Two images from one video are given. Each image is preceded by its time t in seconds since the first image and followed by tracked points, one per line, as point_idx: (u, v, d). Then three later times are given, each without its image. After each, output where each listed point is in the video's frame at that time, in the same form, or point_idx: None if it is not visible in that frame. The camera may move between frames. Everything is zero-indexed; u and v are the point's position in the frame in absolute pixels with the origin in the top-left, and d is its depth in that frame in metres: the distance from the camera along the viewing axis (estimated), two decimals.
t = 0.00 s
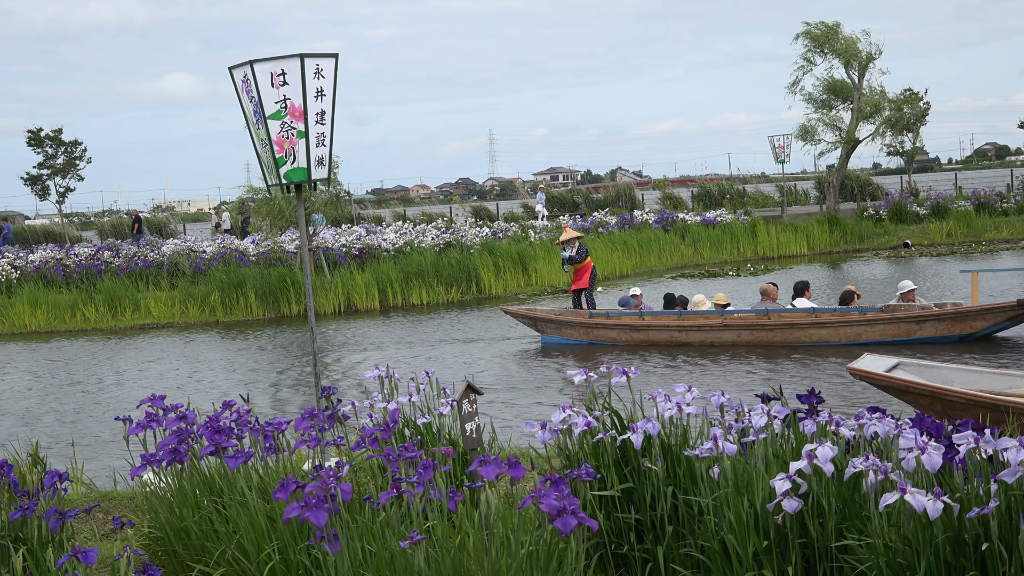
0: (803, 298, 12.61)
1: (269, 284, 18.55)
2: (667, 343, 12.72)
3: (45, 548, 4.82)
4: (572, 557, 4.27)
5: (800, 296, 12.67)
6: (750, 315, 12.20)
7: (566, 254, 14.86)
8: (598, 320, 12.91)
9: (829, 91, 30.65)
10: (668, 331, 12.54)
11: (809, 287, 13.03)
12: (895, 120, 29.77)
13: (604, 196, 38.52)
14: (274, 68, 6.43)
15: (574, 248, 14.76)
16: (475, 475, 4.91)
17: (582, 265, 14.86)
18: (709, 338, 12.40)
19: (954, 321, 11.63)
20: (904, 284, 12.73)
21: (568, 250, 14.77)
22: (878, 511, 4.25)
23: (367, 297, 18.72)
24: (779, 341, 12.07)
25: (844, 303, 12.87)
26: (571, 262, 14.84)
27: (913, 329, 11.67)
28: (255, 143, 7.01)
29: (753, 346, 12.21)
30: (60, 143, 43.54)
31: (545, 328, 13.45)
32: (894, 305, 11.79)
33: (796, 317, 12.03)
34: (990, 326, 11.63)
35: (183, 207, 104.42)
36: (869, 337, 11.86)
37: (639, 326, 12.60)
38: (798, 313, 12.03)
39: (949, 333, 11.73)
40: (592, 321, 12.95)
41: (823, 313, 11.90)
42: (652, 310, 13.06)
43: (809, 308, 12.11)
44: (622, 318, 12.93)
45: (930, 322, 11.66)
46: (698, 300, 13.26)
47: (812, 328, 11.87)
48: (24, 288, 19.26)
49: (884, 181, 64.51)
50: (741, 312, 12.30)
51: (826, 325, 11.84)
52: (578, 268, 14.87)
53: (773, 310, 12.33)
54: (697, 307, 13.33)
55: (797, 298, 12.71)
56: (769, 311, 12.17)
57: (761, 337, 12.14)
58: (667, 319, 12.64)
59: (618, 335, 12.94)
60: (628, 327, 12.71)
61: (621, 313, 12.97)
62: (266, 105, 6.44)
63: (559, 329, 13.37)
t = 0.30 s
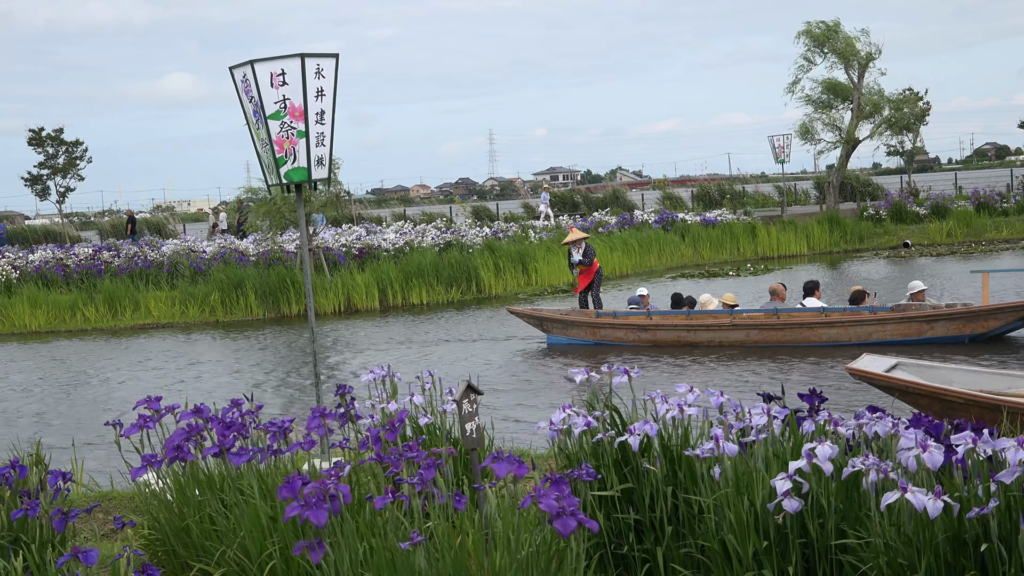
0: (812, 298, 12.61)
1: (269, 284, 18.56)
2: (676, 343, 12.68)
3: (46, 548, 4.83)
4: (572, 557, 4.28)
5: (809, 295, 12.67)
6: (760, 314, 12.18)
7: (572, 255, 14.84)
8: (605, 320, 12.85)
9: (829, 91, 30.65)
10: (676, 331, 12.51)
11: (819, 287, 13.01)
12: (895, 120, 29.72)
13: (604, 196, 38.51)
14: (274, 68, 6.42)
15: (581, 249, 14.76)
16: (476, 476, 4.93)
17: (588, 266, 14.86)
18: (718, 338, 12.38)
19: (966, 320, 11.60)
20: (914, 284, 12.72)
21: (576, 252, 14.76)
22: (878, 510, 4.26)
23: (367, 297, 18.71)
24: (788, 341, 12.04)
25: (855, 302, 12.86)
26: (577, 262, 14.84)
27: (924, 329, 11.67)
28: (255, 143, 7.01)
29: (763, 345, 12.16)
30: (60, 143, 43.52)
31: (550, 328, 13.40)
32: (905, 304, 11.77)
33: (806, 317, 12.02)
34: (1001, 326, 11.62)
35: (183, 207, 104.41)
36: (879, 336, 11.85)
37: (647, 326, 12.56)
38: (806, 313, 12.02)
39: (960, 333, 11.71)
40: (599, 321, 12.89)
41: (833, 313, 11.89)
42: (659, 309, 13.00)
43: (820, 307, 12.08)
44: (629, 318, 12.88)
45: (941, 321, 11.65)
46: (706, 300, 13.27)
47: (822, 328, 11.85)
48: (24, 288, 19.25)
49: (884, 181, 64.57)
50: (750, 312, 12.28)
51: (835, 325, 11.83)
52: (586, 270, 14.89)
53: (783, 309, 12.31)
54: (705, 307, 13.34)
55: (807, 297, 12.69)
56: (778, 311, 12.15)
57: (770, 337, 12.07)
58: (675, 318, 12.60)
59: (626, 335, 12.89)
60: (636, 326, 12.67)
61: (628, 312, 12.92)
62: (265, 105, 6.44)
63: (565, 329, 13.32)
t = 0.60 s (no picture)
0: (822, 297, 12.60)
1: (269, 284, 18.56)
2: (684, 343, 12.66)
3: (45, 548, 4.85)
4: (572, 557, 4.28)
5: (819, 294, 12.67)
6: (770, 314, 12.17)
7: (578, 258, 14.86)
8: (613, 320, 12.81)
9: (829, 91, 30.66)
10: (684, 330, 12.48)
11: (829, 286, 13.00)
12: (895, 120, 29.68)
13: (604, 196, 38.51)
14: (274, 68, 6.42)
15: (586, 251, 14.76)
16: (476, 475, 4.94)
17: (594, 268, 14.86)
18: (727, 337, 12.36)
19: (978, 320, 11.59)
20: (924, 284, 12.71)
21: (583, 254, 14.74)
22: (878, 510, 4.26)
23: (367, 297, 18.71)
24: (798, 341, 12.02)
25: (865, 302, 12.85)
26: (582, 265, 14.85)
27: (936, 328, 11.66)
28: (255, 143, 7.00)
29: (773, 345, 12.13)
30: (60, 143, 43.50)
31: (556, 329, 13.36)
32: (916, 304, 11.75)
33: (816, 316, 12.01)
34: (1013, 326, 11.60)
35: (183, 207, 104.41)
36: (891, 335, 11.80)
37: (655, 326, 12.52)
38: (817, 313, 12.01)
39: (973, 332, 11.69)
40: (606, 321, 12.85)
41: (844, 312, 11.87)
42: (666, 309, 12.96)
43: (830, 306, 12.04)
44: (636, 318, 12.84)
45: (952, 321, 11.64)
46: (714, 300, 13.27)
47: (833, 328, 11.85)
48: (24, 288, 19.25)
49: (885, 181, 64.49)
50: (760, 312, 12.27)
51: (846, 325, 11.83)
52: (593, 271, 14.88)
53: (793, 309, 12.29)
54: (713, 306, 13.33)
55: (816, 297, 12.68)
56: (788, 310, 12.14)
57: (780, 336, 12.06)
58: (683, 318, 12.56)
59: (633, 335, 12.85)
60: (643, 326, 12.64)
61: (635, 313, 12.88)
62: (265, 105, 6.43)
63: (571, 330, 13.28)
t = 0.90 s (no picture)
0: (832, 298, 12.61)
1: (269, 284, 18.56)
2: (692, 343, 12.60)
3: (46, 547, 4.87)
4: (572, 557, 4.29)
5: (830, 295, 12.69)
6: (780, 314, 12.14)
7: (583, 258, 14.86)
8: (619, 320, 12.78)
9: (829, 91, 30.64)
10: (692, 331, 12.43)
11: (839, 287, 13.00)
12: (895, 120, 29.65)
13: (604, 196, 38.52)
14: (274, 68, 6.42)
15: (591, 251, 14.75)
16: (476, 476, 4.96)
17: (599, 268, 14.84)
18: (736, 338, 12.31)
19: (990, 319, 11.54)
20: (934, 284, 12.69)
21: (588, 254, 14.72)
22: (878, 511, 4.26)
23: (367, 297, 18.70)
24: (808, 341, 12.02)
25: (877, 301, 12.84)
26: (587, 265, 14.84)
27: (948, 327, 11.63)
28: (255, 143, 7.00)
29: (783, 345, 12.11)
30: (59, 143, 43.48)
31: (562, 329, 13.33)
32: (928, 303, 11.72)
33: (827, 316, 12.00)
34: None
35: (183, 207, 104.38)
36: (903, 335, 11.76)
37: (662, 326, 12.48)
38: (827, 313, 12.01)
39: (985, 332, 11.65)
40: (613, 321, 12.81)
41: (855, 312, 11.86)
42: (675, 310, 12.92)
43: (842, 306, 12.03)
44: (643, 318, 12.80)
45: (965, 320, 11.60)
46: (723, 300, 13.27)
47: (844, 327, 11.89)
48: (24, 288, 19.26)
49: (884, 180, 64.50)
50: (769, 312, 12.22)
51: (857, 325, 11.84)
52: (598, 271, 14.84)
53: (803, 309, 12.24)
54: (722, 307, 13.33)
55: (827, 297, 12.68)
56: (798, 310, 12.12)
57: (789, 336, 12.04)
58: (691, 318, 12.53)
59: (640, 335, 12.80)
60: (650, 327, 12.60)
61: (643, 313, 12.84)
62: (266, 105, 6.43)
63: (577, 330, 13.24)
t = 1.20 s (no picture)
0: (844, 297, 12.61)
1: (269, 284, 18.57)
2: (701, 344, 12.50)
3: (45, 546, 4.86)
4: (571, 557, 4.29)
5: (841, 294, 12.70)
6: (790, 313, 12.12)
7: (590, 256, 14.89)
8: (626, 320, 12.70)
9: (829, 90, 30.64)
10: (701, 331, 12.32)
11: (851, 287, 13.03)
12: (895, 119, 29.63)
13: (603, 196, 38.51)
14: (274, 67, 6.42)
15: (596, 251, 14.77)
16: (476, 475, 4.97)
17: (605, 268, 14.82)
18: (746, 338, 12.22)
19: (1004, 319, 11.48)
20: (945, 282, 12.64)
21: (593, 253, 14.73)
22: (877, 510, 4.27)
23: (367, 297, 18.69)
24: (820, 340, 11.97)
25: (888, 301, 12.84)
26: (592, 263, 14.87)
27: (962, 327, 11.59)
28: (254, 143, 7.00)
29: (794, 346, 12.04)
30: (57, 143, 43.47)
31: (568, 330, 13.27)
32: (941, 303, 11.71)
33: (838, 316, 12.01)
34: None
35: (182, 206, 104.39)
36: (916, 334, 11.73)
37: (671, 326, 12.36)
38: (840, 313, 12.01)
39: (999, 331, 11.59)
40: (620, 322, 12.72)
41: (867, 312, 11.86)
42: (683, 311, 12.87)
43: (854, 307, 12.07)
44: (651, 318, 12.72)
45: (979, 320, 11.54)
46: (732, 300, 13.28)
47: (856, 328, 11.87)
48: (24, 287, 19.26)
49: (880, 180, 64.47)
50: (780, 312, 12.22)
51: (869, 325, 11.82)
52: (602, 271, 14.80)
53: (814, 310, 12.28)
54: (731, 307, 13.33)
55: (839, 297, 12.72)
56: (809, 310, 12.10)
57: (801, 336, 11.98)
58: (700, 319, 12.47)
59: (648, 336, 12.69)
60: (659, 327, 12.49)
61: (651, 314, 12.77)
62: (265, 105, 6.43)
63: (583, 331, 13.18)
